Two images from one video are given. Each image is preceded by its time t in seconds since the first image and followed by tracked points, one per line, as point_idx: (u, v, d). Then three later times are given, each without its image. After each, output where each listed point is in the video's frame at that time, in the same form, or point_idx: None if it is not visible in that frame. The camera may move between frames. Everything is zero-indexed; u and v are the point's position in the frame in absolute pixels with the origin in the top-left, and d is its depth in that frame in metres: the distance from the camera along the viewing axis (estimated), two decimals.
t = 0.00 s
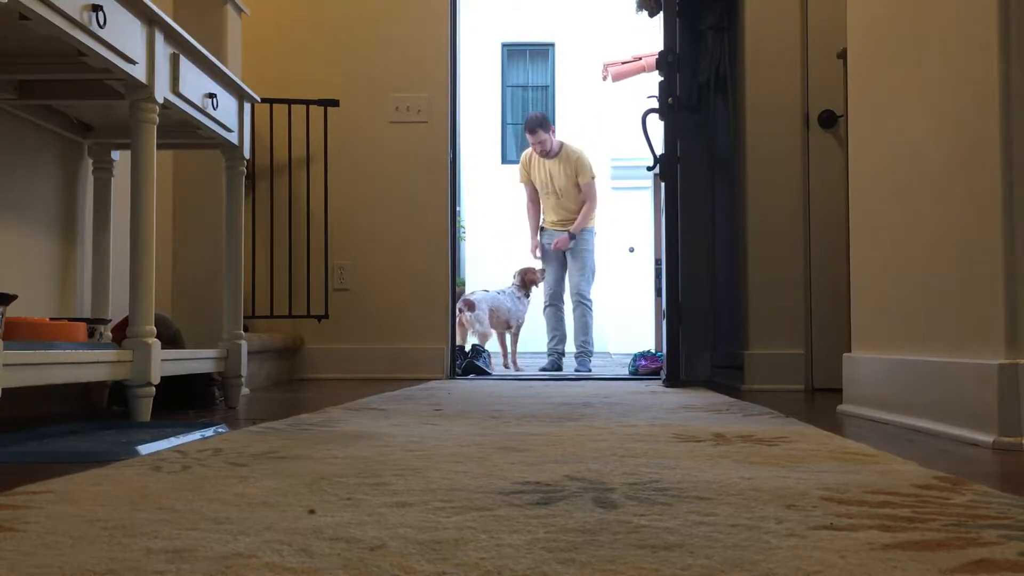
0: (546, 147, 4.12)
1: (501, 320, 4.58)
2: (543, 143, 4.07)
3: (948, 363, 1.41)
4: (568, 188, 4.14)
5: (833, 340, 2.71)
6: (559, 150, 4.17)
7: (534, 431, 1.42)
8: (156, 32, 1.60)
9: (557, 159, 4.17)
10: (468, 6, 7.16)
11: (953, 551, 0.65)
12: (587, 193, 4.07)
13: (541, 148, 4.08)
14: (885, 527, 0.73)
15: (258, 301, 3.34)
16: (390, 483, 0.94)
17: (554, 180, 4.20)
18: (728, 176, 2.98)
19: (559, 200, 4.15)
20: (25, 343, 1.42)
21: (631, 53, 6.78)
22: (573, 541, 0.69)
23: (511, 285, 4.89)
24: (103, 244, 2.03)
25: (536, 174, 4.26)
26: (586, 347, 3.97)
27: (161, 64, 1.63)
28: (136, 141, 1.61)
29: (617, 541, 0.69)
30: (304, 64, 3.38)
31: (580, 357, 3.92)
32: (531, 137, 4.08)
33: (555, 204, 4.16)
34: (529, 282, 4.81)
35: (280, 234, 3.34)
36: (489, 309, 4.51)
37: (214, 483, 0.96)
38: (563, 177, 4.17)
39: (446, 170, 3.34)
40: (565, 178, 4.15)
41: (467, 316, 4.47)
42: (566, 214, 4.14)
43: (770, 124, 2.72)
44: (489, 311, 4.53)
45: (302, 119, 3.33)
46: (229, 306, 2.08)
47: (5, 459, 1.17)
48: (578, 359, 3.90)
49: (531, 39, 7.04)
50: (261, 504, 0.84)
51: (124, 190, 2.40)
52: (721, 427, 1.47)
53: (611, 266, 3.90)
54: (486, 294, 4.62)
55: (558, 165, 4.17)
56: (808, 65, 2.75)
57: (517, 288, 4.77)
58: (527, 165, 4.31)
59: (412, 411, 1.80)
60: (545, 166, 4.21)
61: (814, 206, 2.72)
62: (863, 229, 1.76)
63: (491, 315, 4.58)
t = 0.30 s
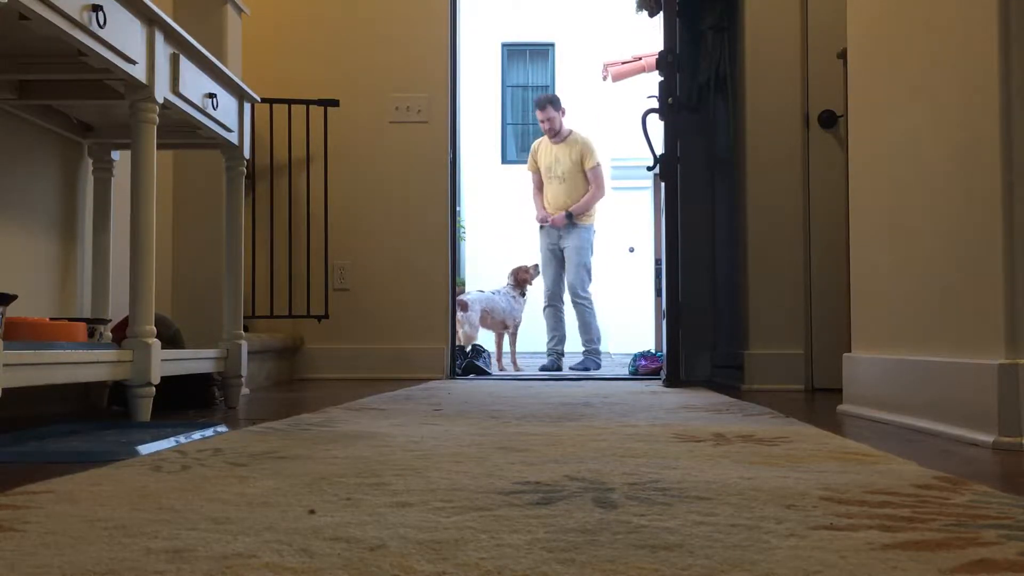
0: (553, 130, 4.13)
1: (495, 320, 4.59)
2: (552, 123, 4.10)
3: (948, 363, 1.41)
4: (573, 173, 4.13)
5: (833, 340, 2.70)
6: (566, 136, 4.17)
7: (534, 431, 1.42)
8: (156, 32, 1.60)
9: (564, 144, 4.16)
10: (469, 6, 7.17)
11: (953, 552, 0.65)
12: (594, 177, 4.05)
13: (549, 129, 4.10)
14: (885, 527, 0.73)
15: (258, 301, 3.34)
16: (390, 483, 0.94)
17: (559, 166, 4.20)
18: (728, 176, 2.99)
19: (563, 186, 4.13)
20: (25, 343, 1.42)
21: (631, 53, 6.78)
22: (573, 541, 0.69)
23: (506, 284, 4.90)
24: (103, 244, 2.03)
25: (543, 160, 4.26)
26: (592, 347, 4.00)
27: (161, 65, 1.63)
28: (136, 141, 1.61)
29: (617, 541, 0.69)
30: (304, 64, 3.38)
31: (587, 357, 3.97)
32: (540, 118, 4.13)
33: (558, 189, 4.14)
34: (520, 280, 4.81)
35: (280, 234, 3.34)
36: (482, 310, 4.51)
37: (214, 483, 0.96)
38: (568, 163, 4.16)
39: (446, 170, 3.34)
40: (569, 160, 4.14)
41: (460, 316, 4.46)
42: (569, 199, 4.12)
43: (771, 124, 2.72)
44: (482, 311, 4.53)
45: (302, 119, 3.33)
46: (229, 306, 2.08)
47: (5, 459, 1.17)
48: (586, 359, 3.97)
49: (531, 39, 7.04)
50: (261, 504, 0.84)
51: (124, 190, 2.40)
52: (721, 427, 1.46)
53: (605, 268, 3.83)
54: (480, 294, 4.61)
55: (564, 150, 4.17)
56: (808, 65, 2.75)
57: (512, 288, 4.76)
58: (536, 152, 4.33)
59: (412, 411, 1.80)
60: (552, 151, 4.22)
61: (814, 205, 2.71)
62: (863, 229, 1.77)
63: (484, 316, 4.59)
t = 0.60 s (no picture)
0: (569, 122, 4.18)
1: (491, 320, 4.60)
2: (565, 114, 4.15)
3: (948, 363, 1.41)
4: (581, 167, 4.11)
5: (833, 340, 2.70)
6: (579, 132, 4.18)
7: (534, 431, 1.42)
8: (156, 32, 1.60)
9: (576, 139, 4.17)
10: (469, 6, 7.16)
11: (953, 552, 0.65)
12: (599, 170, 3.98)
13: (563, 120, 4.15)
14: (885, 527, 0.73)
15: (258, 301, 3.34)
16: (390, 483, 0.94)
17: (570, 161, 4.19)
18: (728, 176, 2.98)
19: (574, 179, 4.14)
20: (25, 343, 1.42)
21: (631, 53, 6.78)
22: (574, 541, 0.69)
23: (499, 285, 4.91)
24: (103, 244, 2.03)
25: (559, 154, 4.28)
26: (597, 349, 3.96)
27: (161, 64, 1.63)
28: (136, 141, 1.61)
29: (617, 540, 0.69)
30: (304, 64, 3.38)
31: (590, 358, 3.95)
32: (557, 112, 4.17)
33: (569, 181, 4.15)
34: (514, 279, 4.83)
35: (280, 234, 3.34)
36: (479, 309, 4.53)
37: (214, 483, 0.96)
38: (578, 157, 4.16)
39: (446, 170, 3.34)
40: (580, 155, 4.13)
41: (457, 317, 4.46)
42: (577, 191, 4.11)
43: (771, 124, 2.71)
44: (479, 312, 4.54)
45: (302, 119, 3.33)
46: (229, 306, 2.08)
47: (5, 459, 1.17)
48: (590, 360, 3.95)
49: (531, 39, 7.04)
50: (261, 504, 0.84)
51: (123, 190, 2.40)
52: (721, 427, 1.46)
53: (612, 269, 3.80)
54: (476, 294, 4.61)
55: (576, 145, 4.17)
56: (808, 65, 2.75)
57: (507, 288, 4.77)
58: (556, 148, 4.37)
59: (412, 411, 1.80)
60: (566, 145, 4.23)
61: (814, 206, 2.72)
62: (863, 229, 1.77)
63: (479, 316, 4.60)
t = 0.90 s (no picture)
0: (578, 121, 4.17)
1: (491, 320, 4.61)
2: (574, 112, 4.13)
3: (949, 363, 1.41)
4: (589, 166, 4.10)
5: (833, 340, 2.70)
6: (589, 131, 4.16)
7: (534, 431, 1.42)
8: (156, 32, 1.60)
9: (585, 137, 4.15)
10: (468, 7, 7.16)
11: (953, 552, 0.65)
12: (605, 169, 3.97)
13: (571, 118, 4.14)
14: (885, 527, 0.73)
15: (258, 301, 3.34)
16: (390, 483, 0.94)
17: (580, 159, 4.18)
18: (727, 176, 2.99)
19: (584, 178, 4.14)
20: (25, 343, 1.42)
21: (631, 53, 6.79)
22: (574, 541, 0.69)
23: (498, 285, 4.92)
24: (103, 244, 2.03)
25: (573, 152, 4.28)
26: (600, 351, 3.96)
27: (161, 65, 1.63)
28: (136, 141, 1.61)
29: (617, 540, 0.69)
30: (304, 64, 3.38)
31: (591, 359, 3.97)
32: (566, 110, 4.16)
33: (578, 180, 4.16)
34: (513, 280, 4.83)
35: (280, 234, 3.34)
36: (477, 309, 4.55)
37: (214, 483, 0.96)
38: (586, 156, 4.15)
39: (446, 170, 3.34)
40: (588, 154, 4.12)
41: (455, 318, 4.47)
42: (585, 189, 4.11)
43: (771, 124, 2.72)
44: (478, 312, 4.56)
45: (302, 119, 3.33)
46: (228, 306, 2.08)
47: (5, 459, 1.17)
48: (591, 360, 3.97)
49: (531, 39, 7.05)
50: (261, 504, 0.84)
51: (123, 190, 2.40)
52: (721, 427, 1.46)
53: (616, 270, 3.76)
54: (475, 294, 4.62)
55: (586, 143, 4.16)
56: (808, 66, 2.75)
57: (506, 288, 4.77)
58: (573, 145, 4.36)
59: (412, 411, 1.80)
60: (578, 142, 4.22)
61: (814, 206, 2.72)
62: (863, 229, 1.77)
63: (477, 316, 4.60)
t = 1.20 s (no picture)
0: (579, 126, 4.17)
1: (490, 321, 4.62)
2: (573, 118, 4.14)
3: (948, 363, 1.41)
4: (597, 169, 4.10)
5: (833, 340, 2.70)
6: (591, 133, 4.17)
7: (534, 431, 1.42)
8: (156, 32, 1.60)
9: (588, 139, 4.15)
10: (468, 7, 7.16)
11: (953, 552, 0.65)
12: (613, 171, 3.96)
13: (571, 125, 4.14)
14: (885, 527, 0.73)
15: (258, 301, 3.34)
16: (390, 483, 0.94)
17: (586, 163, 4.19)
18: (727, 176, 2.98)
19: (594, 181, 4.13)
20: (25, 343, 1.42)
21: (631, 53, 6.79)
22: (574, 541, 0.69)
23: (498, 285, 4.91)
24: (103, 244, 2.03)
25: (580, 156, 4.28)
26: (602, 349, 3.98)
27: (161, 65, 1.63)
28: (136, 141, 1.61)
29: (617, 540, 0.69)
30: (304, 64, 3.38)
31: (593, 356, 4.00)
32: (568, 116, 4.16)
33: (588, 184, 4.16)
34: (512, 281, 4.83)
35: (280, 234, 3.34)
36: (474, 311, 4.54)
37: (214, 483, 0.96)
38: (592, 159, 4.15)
39: (447, 170, 3.34)
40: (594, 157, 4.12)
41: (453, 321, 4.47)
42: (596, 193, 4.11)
43: (770, 124, 2.72)
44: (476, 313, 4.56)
45: (302, 119, 3.33)
46: (228, 306, 2.07)
47: (5, 459, 1.17)
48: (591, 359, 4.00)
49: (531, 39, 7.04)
50: (261, 504, 0.84)
51: (123, 190, 2.40)
52: (721, 427, 1.46)
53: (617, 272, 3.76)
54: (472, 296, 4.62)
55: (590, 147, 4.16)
56: (808, 66, 2.75)
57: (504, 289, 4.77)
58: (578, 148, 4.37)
59: (412, 411, 1.81)
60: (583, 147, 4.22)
61: (814, 205, 2.72)
62: (863, 229, 1.77)
63: (476, 317, 4.60)
